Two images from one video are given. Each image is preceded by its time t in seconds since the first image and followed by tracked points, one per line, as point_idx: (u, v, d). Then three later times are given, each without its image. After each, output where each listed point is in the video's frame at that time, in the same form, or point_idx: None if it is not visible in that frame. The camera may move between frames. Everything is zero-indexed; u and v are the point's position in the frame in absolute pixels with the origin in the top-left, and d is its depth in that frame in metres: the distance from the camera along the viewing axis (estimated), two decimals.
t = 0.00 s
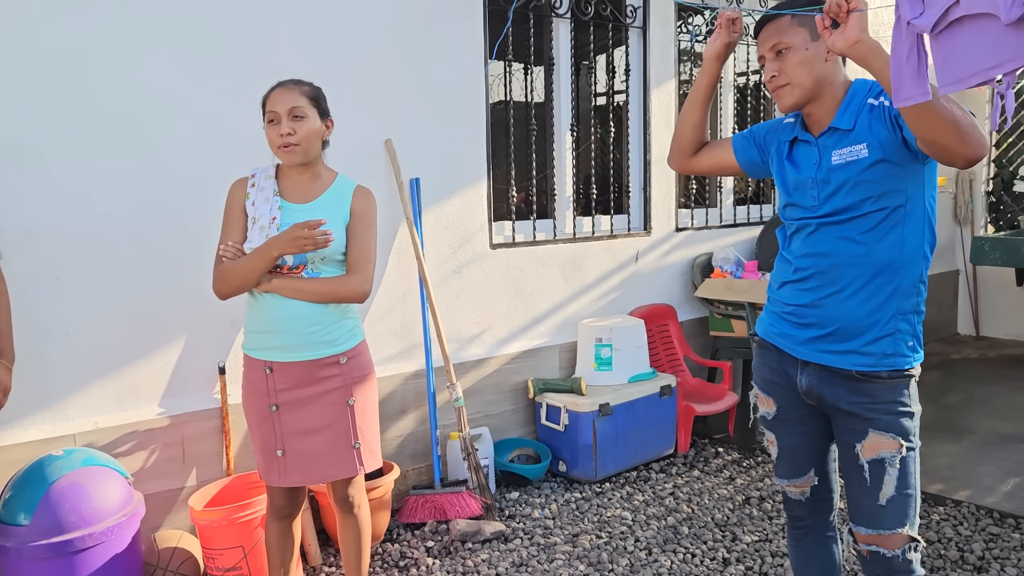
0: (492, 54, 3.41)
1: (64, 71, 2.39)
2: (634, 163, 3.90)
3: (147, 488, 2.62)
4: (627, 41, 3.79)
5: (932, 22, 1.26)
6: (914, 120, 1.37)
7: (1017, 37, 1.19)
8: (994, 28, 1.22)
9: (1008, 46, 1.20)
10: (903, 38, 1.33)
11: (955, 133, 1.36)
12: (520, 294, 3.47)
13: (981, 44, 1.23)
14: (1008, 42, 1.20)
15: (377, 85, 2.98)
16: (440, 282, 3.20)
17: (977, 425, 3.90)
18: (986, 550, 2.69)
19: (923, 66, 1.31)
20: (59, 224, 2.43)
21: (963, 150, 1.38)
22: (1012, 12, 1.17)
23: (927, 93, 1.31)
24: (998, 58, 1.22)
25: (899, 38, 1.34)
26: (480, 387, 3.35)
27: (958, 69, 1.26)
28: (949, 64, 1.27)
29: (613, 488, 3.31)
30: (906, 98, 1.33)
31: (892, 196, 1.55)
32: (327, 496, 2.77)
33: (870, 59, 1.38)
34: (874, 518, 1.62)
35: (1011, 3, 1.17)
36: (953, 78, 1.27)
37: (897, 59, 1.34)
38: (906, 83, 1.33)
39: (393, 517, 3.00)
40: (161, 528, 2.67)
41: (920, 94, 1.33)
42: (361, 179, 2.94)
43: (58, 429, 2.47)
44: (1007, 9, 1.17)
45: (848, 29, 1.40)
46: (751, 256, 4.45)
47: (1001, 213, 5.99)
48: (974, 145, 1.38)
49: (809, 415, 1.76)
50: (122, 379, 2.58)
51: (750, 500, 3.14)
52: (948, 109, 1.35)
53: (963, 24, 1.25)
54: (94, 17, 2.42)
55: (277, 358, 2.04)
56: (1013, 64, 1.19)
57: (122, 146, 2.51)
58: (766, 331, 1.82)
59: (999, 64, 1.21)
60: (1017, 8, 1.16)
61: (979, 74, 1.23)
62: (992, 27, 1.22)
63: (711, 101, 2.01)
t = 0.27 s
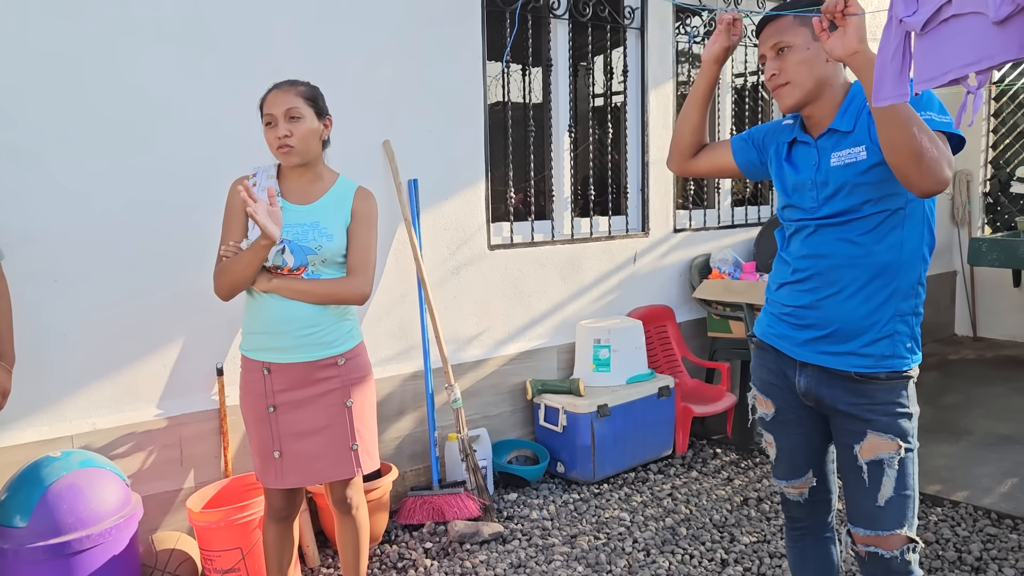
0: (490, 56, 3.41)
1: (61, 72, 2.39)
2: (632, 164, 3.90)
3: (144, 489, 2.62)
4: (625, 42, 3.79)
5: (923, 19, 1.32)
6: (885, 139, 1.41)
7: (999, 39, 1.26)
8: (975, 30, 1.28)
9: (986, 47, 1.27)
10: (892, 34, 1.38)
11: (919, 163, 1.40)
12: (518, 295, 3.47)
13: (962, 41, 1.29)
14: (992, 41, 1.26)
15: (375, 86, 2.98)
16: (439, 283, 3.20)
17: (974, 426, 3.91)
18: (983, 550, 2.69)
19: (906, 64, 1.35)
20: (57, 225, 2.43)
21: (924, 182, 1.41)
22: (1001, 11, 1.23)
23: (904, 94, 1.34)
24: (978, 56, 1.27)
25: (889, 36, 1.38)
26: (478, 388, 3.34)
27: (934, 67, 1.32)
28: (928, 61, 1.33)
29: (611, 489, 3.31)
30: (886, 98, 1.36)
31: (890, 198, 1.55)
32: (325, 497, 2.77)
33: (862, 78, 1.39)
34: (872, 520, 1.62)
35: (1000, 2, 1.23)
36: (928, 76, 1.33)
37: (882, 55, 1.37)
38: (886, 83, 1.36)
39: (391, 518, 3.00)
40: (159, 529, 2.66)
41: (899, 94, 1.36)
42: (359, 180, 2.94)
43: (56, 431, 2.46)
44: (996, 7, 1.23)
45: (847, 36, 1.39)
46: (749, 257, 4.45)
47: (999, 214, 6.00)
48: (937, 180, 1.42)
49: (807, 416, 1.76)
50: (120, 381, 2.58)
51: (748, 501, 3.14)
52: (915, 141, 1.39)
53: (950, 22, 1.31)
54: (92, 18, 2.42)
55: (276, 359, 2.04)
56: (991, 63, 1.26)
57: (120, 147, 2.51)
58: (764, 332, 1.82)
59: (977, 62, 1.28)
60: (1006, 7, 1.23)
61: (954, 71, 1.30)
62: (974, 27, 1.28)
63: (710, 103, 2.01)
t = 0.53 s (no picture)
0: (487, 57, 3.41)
1: (60, 73, 2.39)
2: (630, 165, 3.90)
3: (142, 491, 2.61)
4: (623, 43, 3.79)
5: (922, 30, 1.46)
6: (863, 154, 1.41)
7: (999, 49, 1.37)
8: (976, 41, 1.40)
9: (988, 57, 1.38)
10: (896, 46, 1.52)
11: (893, 182, 1.40)
12: (516, 297, 3.47)
13: (966, 53, 1.41)
14: (994, 50, 1.38)
15: (374, 87, 2.98)
16: (437, 284, 3.20)
17: (971, 427, 3.91)
18: (981, 551, 2.70)
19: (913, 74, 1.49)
20: (55, 226, 2.42)
21: (894, 201, 1.43)
22: (1002, 21, 1.34)
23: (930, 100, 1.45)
24: (984, 66, 1.39)
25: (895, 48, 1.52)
26: (476, 389, 3.35)
27: (940, 77, 1.43)
28: (934, 71, 1.45)
29: (609, 490, 3.31)
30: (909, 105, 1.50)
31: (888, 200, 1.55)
32: (323, 498, 2.77)
33: (849, 91, 1.39)
34: (870, 521, 1.62)
35: (1000, 13, 1.34)
36: (935, 85, 1.44)
37: (896, 64, 1.50)
38: (907, 91, 1.49)
39: (389, 519, 3.00)
40: (157, 531, 2.66)
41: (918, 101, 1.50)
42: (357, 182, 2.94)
43: (54, 432, 2.46)
44: (997, 18, 1.34)
45: (835, 48, 1.39)
46: (747, 259, 4.46)
47: (995, 216, 6.01)
48: (909, 201, 1.42)
49: (804, 417, 1.76)
50: (118, 382, 2.58)
51: (746, 502, 3.14)
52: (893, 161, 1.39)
53: (949, 34, 1.43)
54: (90, 19, 2.42)
55: (274, 361, 2.04)
56: (998, 71, 1.37)
57: (118, 148, 2.50)
58: (762, 334, 1.82)
59: (983, 72, 1.39)
60: (1006, 18, 1.33)
61: (961, 81, 1.41)
62: (974, 40, 1.40)
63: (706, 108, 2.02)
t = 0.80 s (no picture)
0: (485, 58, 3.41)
1: (56, 74, 2.39)
2: (627, 167, 3.91)
3: (139, 492, 2.61)
4: (620, 45, 3.78)
5: (919, 32, 1.42)
6: (861, 159, 1.41)
7: (999, 50, 1.34)
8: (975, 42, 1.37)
9: (988, 59, 1.35)
10: (890, 47, 1.49)
11: (891, 186, 1.40)
12: (514, 298, 3.47)
13: (965, 54, 1.38)
14: (994, 51, 1.34)
15: (372, 88, 2.98)
16: (435, 286, 3.20)
17: (969, 428, 3.92)
18: (978, 552, 2.70)
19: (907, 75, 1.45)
20: (51, 228, 2.42)
21: (893, 205, 1.43)
22: (1000, 23, 1.30)
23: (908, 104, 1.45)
24: (983, 68, 1.35)
25: (887, 50, 1.49)
26: (474, 390, 3.34)
27: (939, 80, 1.41)
28: (934, 73, 1.42)
29: (607, 491, 3.31)
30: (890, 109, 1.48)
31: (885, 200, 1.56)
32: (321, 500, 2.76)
33: (846, 96, 1.40)
34: (867, 521, 1.62)
35: (998, 14, 1.31)
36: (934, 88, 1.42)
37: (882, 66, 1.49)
38: (890, 95, 1.48)
39: (386, 520, 3.00)
40: (154, 532, 2.66)
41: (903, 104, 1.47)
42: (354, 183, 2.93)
43: (50, 434, 2.45)
44: (995, 19, 1.31)
45: (832, 52, 1.39)
46: (744, 260, 4.46)
47: (992, 217, 6.01)
48: (908, 205, 1.42)
49: (801, 418, 1.77)
50: (115, 383, 2.57)
51: (744, 503, 3.15)
52: (892, 165, 1.39)
53: (948, 35, 1.40)
54: (87, 21, 2.42)
55: (272, 361, 2.03)
56: (997, 74, 1.34)
57: (115, 150, 2.50)
58: (758, 334, 1.83)
59: (982, 74, 1.36)
60: (1004, 20, 1.30)
61: (961, 84, 1.39)
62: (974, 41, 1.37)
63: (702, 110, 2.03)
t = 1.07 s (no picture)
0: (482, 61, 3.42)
1: (54, 77, 2.39)
2: (625, 168, 3.91)
3: (137, 495, 2.61)
4: (618, 47, 3.80)
5: (913, 37, 1.42)
6: (859, 162, 1.42)
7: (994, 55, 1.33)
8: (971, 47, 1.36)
9: (983, 64, 1.34)
10: (882, 52, 1.48)
11: (890, 188, 1.41)
12: (511, 299, 3.47)
13: (961, 59, 1.37)
14: (990, 55, 1.33)
15: (369, 90, 2.98)
16: (432, 287, 3.21)
17: (966, 429, 3.92)
18: (975, 553, 2.71)
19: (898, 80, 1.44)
20: (49, 230, 2.42)
21: (893, 207, 1.43)
22: (994, 27, 1.30)
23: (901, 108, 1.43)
24: (979, 72, 1.35)
25: (880, 54, 1.48)
26: (471, 392, 3.35)
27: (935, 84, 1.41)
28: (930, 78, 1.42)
29: (605, 493, 3.31)
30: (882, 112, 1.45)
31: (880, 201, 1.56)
32: (318, 502, 2.76)
33: (841, 100, 1.40)
34: (863, 523, 1.63)
35: (992, 19, 1.30)
36: (930, 92, 1.42)
37: (874, 71, 1.48)
38: (881, 98, 1.45)
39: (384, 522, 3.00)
40: (151, 535, 2.66)
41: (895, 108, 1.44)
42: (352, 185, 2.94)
43: (47, 436, 2.45)
44: (989, 24, 1.30)
45: (827, 56, 1.40)
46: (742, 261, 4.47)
47: (989, 219, 6.02)
48: (908, 206, 1.42)
49: (797, 420, 1.77)
50: (112, 386, 2.57)
51: (741, 505, 3.15)
52: (891, 167, 1.39)
53: (944, 39, 1.40)
54: (84, 23, 2.42)
55: (270, 363, 2.04)
56: (993, 79, 1.33)
57: (112, 152, 2.51)
58: (753, 336, 1.83)
59: (978, 78, 1.35)
60: (998, 24, 1.29)
61: (957, 88, 1.38)
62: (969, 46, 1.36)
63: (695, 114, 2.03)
